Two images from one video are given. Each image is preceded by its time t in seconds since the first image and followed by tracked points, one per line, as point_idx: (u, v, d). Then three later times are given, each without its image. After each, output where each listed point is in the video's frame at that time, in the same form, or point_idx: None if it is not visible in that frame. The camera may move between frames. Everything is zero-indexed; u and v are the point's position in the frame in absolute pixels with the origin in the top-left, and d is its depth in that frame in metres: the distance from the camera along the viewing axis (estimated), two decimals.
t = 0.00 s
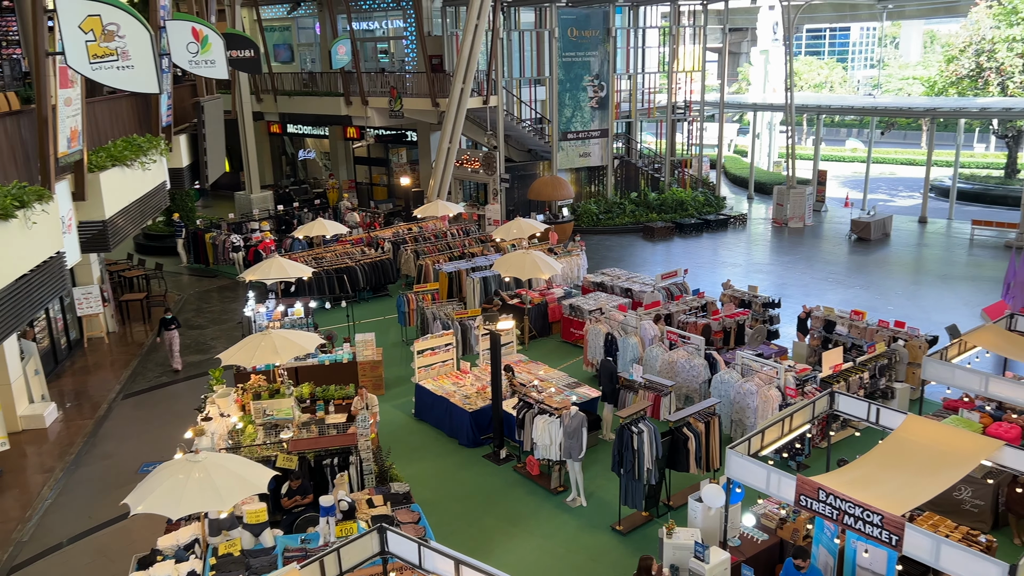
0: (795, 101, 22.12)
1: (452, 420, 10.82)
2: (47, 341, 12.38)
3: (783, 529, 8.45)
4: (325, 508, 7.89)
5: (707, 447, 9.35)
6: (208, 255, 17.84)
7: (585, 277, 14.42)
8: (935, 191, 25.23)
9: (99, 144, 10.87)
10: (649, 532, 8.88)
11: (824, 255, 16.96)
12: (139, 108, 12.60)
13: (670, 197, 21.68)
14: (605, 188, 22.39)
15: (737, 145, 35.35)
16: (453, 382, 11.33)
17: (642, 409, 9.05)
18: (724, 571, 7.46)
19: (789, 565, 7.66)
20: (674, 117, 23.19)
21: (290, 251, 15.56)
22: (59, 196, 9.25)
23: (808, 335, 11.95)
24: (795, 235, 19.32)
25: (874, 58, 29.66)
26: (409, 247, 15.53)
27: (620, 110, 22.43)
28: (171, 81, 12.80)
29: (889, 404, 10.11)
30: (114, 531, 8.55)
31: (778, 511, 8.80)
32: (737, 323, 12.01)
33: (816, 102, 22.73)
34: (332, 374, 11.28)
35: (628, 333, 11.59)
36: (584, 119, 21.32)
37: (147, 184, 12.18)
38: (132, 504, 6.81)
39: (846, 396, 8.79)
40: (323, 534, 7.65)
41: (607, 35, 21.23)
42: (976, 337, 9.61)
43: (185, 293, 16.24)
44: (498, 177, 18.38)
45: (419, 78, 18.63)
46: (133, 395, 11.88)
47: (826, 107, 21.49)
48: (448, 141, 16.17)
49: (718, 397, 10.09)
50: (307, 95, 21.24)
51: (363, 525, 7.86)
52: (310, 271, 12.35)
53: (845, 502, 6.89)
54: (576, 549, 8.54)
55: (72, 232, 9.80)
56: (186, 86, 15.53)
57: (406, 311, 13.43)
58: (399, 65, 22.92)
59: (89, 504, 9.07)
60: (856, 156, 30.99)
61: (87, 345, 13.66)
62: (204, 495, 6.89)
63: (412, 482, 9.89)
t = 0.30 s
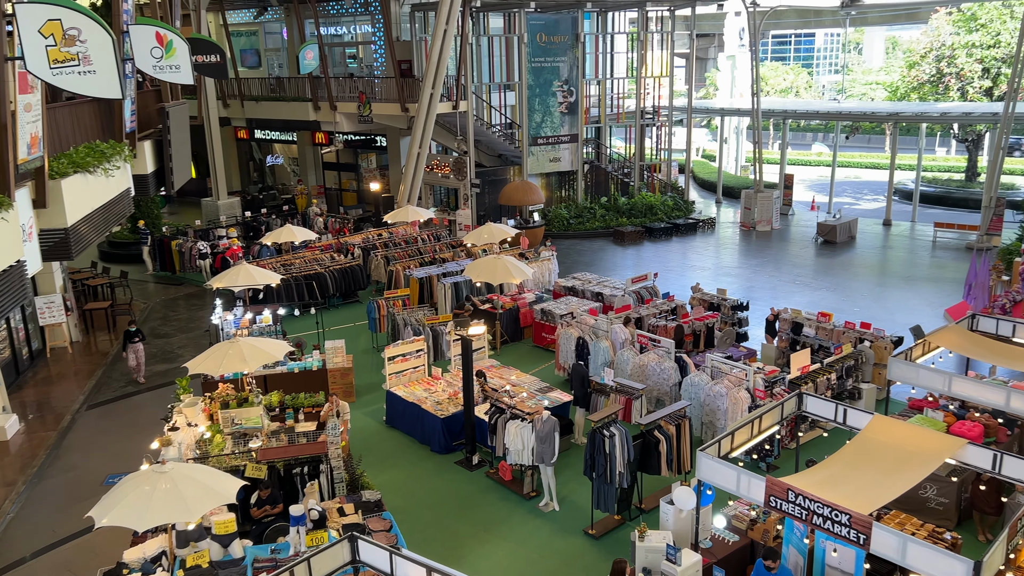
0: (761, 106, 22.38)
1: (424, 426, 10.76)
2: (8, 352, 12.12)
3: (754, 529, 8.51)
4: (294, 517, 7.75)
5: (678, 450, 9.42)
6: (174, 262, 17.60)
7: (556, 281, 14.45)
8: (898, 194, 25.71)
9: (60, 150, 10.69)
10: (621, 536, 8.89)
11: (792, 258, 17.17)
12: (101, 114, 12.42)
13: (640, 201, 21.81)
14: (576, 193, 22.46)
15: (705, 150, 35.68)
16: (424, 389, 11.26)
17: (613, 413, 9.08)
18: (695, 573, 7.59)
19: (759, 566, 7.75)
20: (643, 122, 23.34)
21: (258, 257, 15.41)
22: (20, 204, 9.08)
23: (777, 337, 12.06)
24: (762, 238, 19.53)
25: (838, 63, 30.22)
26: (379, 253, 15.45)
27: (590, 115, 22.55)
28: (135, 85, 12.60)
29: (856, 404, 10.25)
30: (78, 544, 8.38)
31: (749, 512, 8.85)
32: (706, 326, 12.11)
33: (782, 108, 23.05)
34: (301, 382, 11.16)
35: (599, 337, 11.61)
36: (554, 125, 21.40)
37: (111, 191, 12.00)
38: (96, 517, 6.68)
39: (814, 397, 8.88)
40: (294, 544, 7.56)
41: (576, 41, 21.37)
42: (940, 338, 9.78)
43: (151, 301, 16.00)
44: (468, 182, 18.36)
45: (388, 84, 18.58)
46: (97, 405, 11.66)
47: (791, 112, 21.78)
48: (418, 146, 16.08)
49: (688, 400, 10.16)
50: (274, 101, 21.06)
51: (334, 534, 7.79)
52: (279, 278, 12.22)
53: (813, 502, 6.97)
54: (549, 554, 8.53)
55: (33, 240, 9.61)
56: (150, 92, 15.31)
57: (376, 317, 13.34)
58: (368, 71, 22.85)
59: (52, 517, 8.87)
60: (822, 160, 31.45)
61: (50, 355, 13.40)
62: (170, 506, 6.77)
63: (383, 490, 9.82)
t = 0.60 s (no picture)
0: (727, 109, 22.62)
1: (394, 431, 10.70)
2: None
3: (723, 529, 8.57)
4: (264, 525, 7.63)
5: (648, 450, 9.48)
6: (139, 269, 17.32)
7: (526, 284, 14.45)
8: (862, 195, 26.13)
9: (19, 155, 10.47)
10: (593, 537, 8.91)
11: (758, 259, 17.37)
12: (62, 118, 12.18)
13: (609, 204, 21.91)
14: (545, 196, 22.53)
15: (672, 153, 35.98)
16: (394, 394, 11.21)
17: (583, 415, 9.12)
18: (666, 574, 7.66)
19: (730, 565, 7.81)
20: (610, 125, 23.48)
21: (225, 262, 15.24)
22: None
23: (744, 337, 12.19)
24: (730, 240, 19.74)
25: (802, 67, 30.50)
26: (348, 257, 15.36)
27: (558, 118, 22.61)
28: (96, 89, 12.38)
29: (822, 403, 10.39)
30: (40, 557, 8.19)
31: (719, 511, 8.90)
32: (675, 327, 12.20)
33: (748, 111, 23.31)
34: (269, 388, 11.04)
35: (570, 339, 11.64)
36: (523, 128, 21.44)
37: (72, 197, 11.77)
38: (59, 529, 6.54)
39: (781, 396, 8.99)
40: (263, 552, 7.47)
41: (543, 44, 21.44)
42: (903, 336, 9.94)
43: (115, 308, 15.73)
44: (438, 186, 18.27)
45: (355, 87, 18.48)
46: (60, 415, 11.43)
47: (757, 115, 22.04)
48: (387, 148, 15.84)
49: (658, 400, 10.22)
50: (240, 104, 20.84)
51: (304, 541, 7.71)
52: (246, 283, 12.09)
53: (781, 501, 7.06)
54: (522, 556, 8.52)
55: None
56: (112, 95, 15.07)
57: (345, 322, 13.23)
58: (335, 74, 22.71)
59: (13, 530, 8.67)
60: (787, 162, 31.88)
61: (10, 365, 13.10)
62: (136, 516, 6.65)
63: (354, 496, 9.74)
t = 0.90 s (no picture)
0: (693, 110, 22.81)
1: (364, 435, 10.63)
2: None
3: (693, 526, 8.66)
4: (231, 532, 7.46)
5: (618, 449, 9.57)
6: (101, 274, 17.02)
7: (496, 285, 14.44)
8: (825, 195, 26.54)
9: None
10: (564, 538, 8.93)
11: (724, 259, 17.55)
12: (19, 120, 11.91)
13: (578, 205, 22.00)
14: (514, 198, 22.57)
15: (639, 154, 36.22)
16: (363, 398, 11.13)
17: (553, 415, 9.12)
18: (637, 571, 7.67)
19: (699, 561, 7.87)
20: (578, 126, 23.59)
21: (190, 267, 15.04)
22: None
23: (711, 336, 12.30)
24: (697, 240, 19.92)
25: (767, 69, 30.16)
26: (315, 260, 15.22)
27: (526, 120, 22.63)
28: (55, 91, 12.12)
29: (788, 400, 10.53)
30: None
31: (688, 509, 8.99)
32: (643, 327, 12.27)
33: (713, 112, 23.52)
34: (236, 394, 10.91)
35: (540, 340, 11.62)
36: (490, 129, 21.46)
37: (30, 201, 11.51)
38: (19, 541, 6.40)
39: (748, 394, 9.08)
40: (230, 560, 7.38)
41: (510, 46, 21.41)
42: (866, 333, 10.10)
43: (77, 314, 15.44)
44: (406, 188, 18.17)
45: (321, 88, 18.34)
46: (19, 425, 11.17)
47: (722, 116, 22.27)
48: (353, 150, 15.63)
49: (628, 400, 10.27)
50: (204, 106, 20.54)
51: (273, 547, 7.64)
52: (211, 288, 11.92)
53: (749, 498, 7.11)
54: (493, 558, 8.52)
55: None
56: (71, 97, 14.77)
57: (313, 326, 13.10)
58: (301, 76, 22.52)
59: None
60: (752, 162, 32.26)
61: None
62: (99, 527, 6.53)
63: (323, 501, 9.66)
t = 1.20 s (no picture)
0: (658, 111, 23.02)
1: (331, 439, 10.55)
2: None
3: (661, 524, 8.73)
4: (196, 540, 7.31)
5: (586, 448, 9.62)
6: (60, 279, 16.68)
7: (464, 287, 14.40)
8: (788, 194, 26.93)
9: None
10: (533, 538, 8.93)
11: (690, 258, 17.72)
12: None
13: (545, 206, 22.06)
14: (481, 199, 22.60)
15: (605, 154, 36.45)
16: (331, 401, 11.04)
17: (522, 416, 9.14)
18: (606, 569, 7.72)
19: (666, 558, 8.11)
20: (545, 127, 23.67)
21: (152, 271, 14.81)
22: None
23: (678, 334, 12.42)
24: (663, 240, 20.09)
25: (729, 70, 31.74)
26: (281, 263, 15.08)
27: (493, 121, 22.65)
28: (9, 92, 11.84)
29: (753, 397, 10.66)
30: None
31: (656, 506, 9.07)
32: (611, 326, 12.33)
33: (678, 113, 23.73)
34: (200, 399, 10.76)
35: (508, 340, 11.60)
36: (457, 130, 21.44)
37: None
38: None
39: (713, 391, 9.19)
40: (197, 568, 7.21)
41: (475, 47, 21.39)
42: (829, 330, 10.25)
43: (35, 320, 15.11)
44: (372, 189, 18.12)
45: (285, 89, 18.21)
46: None
47: (687, 117, 22.51)
48: (319, 152, 15.53)
49: (595, 399, 10.31)
50: (165, 108, 20.20)
51: (240, 554, 7.55)
52: (174, 291, 11.75)
53: (716, 494, 7.22)
54: (463, 560, 8.50)
55: None
56: (27, 99, 14.46)
57: (278, 329, 12.96)
58: (264, 77, 22.32)
59: None
60: (716, 162, 32.64)
61: None
62: (60, 536, 6.40)
63: (290, 506, 9.56)
